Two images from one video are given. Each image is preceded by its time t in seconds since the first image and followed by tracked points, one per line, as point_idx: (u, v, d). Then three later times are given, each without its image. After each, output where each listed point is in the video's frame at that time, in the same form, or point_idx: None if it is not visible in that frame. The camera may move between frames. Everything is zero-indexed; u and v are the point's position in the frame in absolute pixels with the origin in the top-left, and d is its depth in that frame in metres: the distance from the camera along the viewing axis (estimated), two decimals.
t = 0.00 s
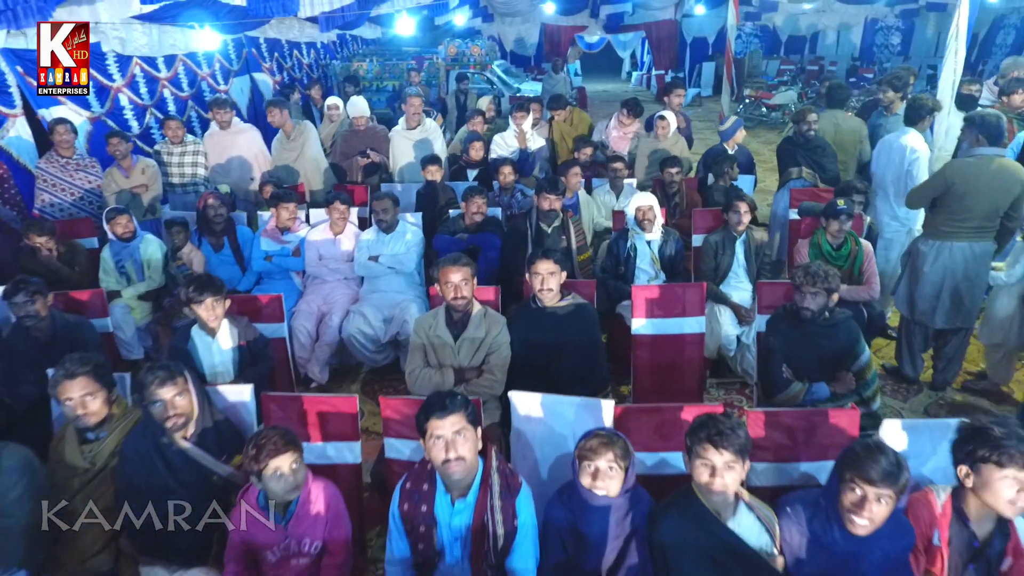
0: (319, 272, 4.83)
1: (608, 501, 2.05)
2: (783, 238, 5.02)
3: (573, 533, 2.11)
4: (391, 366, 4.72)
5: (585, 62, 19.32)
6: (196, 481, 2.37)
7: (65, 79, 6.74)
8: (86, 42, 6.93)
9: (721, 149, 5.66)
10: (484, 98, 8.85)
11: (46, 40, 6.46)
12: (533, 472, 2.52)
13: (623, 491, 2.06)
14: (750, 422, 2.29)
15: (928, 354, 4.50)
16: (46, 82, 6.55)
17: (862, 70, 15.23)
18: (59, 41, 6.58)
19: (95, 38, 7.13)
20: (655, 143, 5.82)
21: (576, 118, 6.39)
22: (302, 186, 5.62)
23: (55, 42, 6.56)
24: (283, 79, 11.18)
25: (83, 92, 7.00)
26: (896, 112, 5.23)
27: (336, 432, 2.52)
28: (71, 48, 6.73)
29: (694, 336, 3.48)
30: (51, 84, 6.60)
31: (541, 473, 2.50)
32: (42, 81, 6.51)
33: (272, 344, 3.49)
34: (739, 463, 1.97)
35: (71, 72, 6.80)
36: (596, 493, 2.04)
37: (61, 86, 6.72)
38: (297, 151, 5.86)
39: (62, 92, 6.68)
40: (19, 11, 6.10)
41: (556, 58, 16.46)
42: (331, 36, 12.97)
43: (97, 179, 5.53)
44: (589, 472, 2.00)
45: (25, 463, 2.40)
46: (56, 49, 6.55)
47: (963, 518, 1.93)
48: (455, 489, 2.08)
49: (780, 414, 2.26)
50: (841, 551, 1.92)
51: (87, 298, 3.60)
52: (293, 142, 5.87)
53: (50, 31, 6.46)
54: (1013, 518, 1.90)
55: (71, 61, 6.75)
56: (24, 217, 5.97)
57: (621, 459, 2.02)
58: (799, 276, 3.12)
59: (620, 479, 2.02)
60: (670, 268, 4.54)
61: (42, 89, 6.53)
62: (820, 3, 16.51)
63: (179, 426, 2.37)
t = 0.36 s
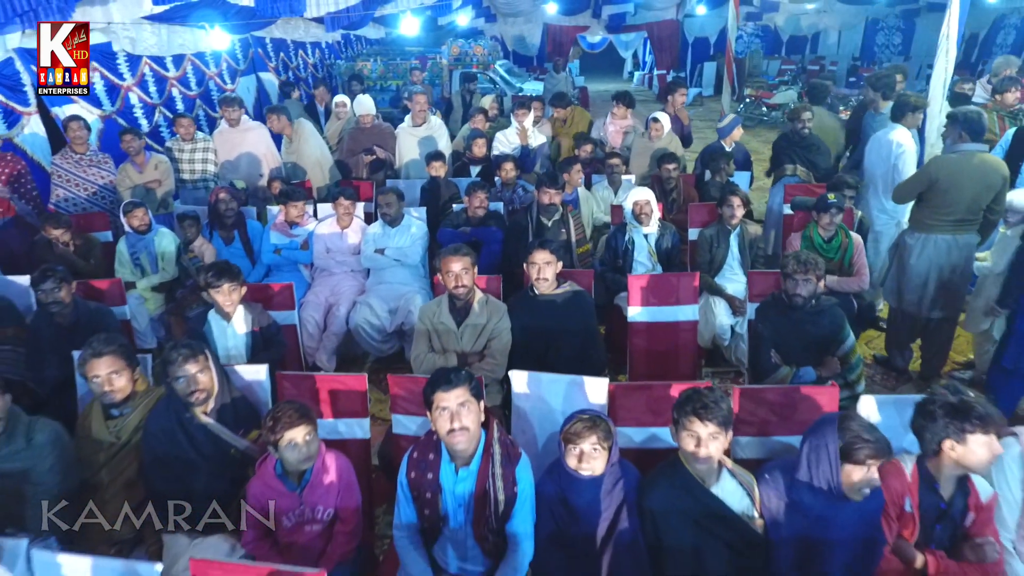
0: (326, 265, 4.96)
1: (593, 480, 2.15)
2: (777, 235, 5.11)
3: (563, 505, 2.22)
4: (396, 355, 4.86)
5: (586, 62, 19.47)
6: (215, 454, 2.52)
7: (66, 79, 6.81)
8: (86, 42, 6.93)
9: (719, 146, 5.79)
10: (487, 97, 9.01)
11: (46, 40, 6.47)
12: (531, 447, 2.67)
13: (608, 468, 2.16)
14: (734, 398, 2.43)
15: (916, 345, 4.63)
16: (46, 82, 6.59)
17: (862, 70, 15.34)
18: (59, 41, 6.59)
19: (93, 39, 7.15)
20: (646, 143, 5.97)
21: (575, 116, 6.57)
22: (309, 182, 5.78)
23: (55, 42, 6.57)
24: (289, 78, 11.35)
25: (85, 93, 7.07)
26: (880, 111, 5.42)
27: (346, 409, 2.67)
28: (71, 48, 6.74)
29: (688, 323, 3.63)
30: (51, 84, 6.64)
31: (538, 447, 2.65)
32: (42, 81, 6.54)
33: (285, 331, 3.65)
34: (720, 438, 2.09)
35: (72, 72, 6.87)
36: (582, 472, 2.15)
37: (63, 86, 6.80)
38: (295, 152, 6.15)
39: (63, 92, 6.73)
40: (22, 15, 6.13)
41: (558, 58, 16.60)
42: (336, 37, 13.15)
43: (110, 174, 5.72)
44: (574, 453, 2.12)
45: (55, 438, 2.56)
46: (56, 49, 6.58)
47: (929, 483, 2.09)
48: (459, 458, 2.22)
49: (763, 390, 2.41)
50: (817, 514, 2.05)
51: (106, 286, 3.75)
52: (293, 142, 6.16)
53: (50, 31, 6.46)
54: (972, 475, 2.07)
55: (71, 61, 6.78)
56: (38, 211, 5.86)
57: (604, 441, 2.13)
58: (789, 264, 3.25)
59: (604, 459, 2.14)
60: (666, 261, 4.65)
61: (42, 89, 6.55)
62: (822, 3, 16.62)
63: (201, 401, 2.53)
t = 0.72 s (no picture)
0: (332, 258, 5.11)
1: (586, 454, 2.29)
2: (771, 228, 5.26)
3: (558, 477, 2.35)
4: (401, 346, 5.01)
5: (587, 62, 19.60)
6: (230, 431, 2.67)
7: (65, 79, 6.82)
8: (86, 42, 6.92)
9: (715, 143, 5.93)
10: (489, 97, 9.16)
11: (46, 41, 6.45)
12: (530, 425, 2.81)
13: (601, 444, 2.30)
14: (720, 378, 2.57)
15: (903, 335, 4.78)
16: (46, 82, 6.63)
17: (862, 70, 15.45)
18: (59, 41, 6.57)
19: (94, 39, 7.21)
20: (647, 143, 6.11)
21: (574, 114, 6.74)
22: (315, 178, 5.92)
23: (55, 42, 6.55)
24: (293, 78, 11.49)
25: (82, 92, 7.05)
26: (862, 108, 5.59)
27: (354, 390, 2.82)
28: (71, 48, 6.74)
29: (681, 313, 3.77)
30: (51, 84, 6.67)
31: (536, 426, 2.80)
32: (42, 82, 6.57)
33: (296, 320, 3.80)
34: (705, 413, 2.24)
35: (72, 72, 6.88)
36: (576, 447, 2.29)
37: (61, 86, 6.80)
38: (301, 150, 6.33)
39: (63, 92, 6.76)
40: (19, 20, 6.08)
41: (559, 58, 16.71)
42: (339, 37, 13.32)
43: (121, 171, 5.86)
44: (570, 431, 2.24)
45: (79, 416, 2.71)
46: (56, 49, 6.57)
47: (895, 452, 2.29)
48: (461, 433, 2.35)
49: (748, 370, 2.55)
50: (796, 482, 2.20)
51: (121, 277, 3.89)
52: (298, 142, 6.34)
53: (50, 31, 6.43)
54: (935, 445, 2.26)
55: (71, 61, 6.80)
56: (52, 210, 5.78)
57: (599, 418, 2.25)
58: (776, 256, 3.39)
59: (597, 435, 2.26)
60: (662, 254, 4.80)
61: (42, 89, 6.60)
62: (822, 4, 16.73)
63: (217, 380, 2.68)
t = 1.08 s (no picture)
0: (338, 253, 5.23)
1: (582, 430, 2.41)
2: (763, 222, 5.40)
3: (555, 453, 2.47)
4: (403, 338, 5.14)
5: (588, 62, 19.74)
6: (242, 412, 2.80)
7: (65, 79, 6.87)
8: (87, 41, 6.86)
9: (711, 142, 6.08)
10: (491, 96, 9.30)
11: (46, 41, 6.46)
12: (529, 408, 2.95)
13: (596, 420, 2.42)
14: (709, 361, 2.70)
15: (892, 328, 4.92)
16: (46, 82, 6.73)
17: (861, 70, 15.55)
18: (59, 41, 6.56)
19: (94, 38, 7.26)
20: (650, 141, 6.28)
21: (574, 113, 6.88)
22: (320, 175, 6.06)
23: (56, 42, 6.55)
24: (297, 78, 11.61)
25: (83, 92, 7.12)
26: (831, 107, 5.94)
27: (361, 374, 2.95)
28: (71, 48, 6.71)
29: (675, 303, 3.91)
30: (51, 84, 6.77)
31: (535, 409, 2.93)
32: (41, 81, 6.69)
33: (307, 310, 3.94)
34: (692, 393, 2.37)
35: (72, 71, 6.90)
36: (572, 424, 2.41)
37: (61, 86, 6.87)
38: (307, 148, 6.46)
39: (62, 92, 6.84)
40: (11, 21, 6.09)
41: (561, 58, 16.81)
42: (342, 37, 13.48)
43: (130, 169, 6.00)
44: (567, 406, 2.36)
45: (99, 398, 2.84)
46: (56, 49, 6.59)
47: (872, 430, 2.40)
48: (463, 410, 2.49)
49: (736, 354, 2.68)
50: (780, 456, 2.34)
51: (134, 269, 4.03)
52: (304, 141, 6.44)
53: (50, 32, 6.42)
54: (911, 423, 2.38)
55: (71, 61, 6.81)
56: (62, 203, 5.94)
57: (594, 396, 2.38)
58: (766, 248, 3.52)
59: (593, 412, 2.38)
60: (658, 249, 4.93)
61: (42, 89, 6.72)
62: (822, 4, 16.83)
63: (231, 363, 2.82)
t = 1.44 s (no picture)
0: (343, 248, 5.34)
1: (577, 410, 2.54)
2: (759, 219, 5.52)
3: (552, 433, 2.61)
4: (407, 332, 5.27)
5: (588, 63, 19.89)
6: (254, 395, 2.93)
7: (65, 79, 6.93)
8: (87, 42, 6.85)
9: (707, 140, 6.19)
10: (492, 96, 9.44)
11: (46, 41, 6.55)
12: (529, 394, 3.07)
13: (591, 402, 2.54)
14: (700, 347, 2.83)
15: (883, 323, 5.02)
16: (46, 82, 6.79)
17: (861, 70, 15.69)
18: (59, 41, 6.64)
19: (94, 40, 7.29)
20: (645, 139, 6.34)
21: (573, 112, 7.00)
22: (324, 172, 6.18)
23: (55, 42, 6.63)
24: (300, 77, 11.74)
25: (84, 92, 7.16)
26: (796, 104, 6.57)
27: (367, 360, 3.08)
28: (71, 49, 6.76)
29: (671, 295, 4.03)
30: (51, 84, 6.82)
31: (535, 394, 3.06)
32: (42, 81, 6.75)
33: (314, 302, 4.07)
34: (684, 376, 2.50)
35: (71, 71, 6.96)
36: (568, 405, 2.54)
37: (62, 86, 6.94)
38: (313, 145, 6.58)
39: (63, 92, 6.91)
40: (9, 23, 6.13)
41: (561, 58, 16.90)
42: (345, 37, 13.63)
43: (139, 166, 6.13)
44: (562, 388, 2.48)
45: (117, 381, 2.96)
46: (56, 49, 6.67)
47: (856, 413, 2.49)
48: (466, 392, 2.62)
49: (726, 341, 2.81)
50: (766, 437, 2.45)
51: (146, 262, 4.15)
52: (312, 138, 6.59)
53: (50, 32, 6.51)
54: (893, 407, 2.46)
55: (71, 61, 6.85)
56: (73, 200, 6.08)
57: (588, 378, 2.49)
58: (757, 241, 3.65)
59: (587, 394, 2.50)
60: (656, 245, 5.03)
61: (42, 89, 6.77)
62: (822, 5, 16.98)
63: (243, 349, 2.94)
